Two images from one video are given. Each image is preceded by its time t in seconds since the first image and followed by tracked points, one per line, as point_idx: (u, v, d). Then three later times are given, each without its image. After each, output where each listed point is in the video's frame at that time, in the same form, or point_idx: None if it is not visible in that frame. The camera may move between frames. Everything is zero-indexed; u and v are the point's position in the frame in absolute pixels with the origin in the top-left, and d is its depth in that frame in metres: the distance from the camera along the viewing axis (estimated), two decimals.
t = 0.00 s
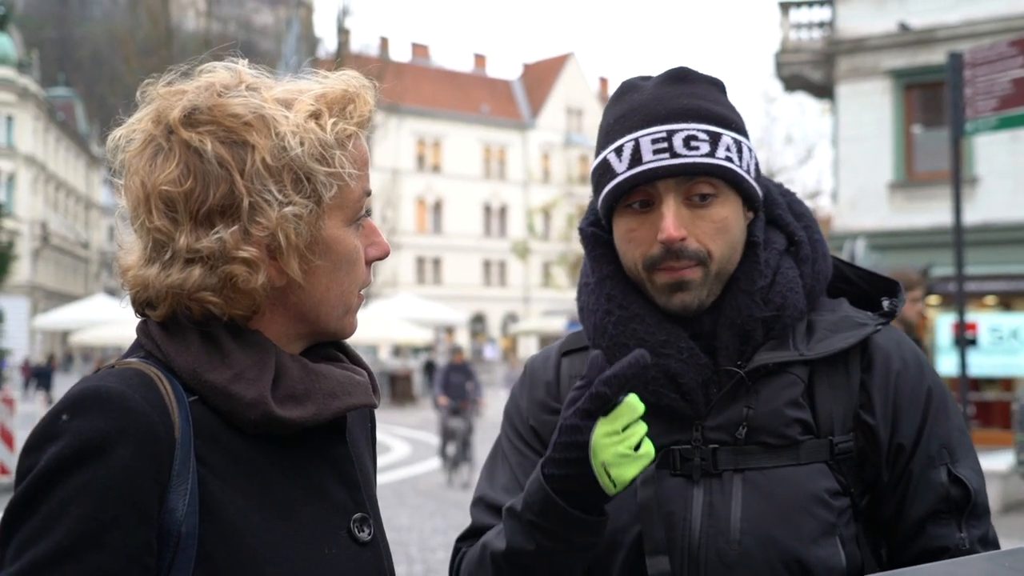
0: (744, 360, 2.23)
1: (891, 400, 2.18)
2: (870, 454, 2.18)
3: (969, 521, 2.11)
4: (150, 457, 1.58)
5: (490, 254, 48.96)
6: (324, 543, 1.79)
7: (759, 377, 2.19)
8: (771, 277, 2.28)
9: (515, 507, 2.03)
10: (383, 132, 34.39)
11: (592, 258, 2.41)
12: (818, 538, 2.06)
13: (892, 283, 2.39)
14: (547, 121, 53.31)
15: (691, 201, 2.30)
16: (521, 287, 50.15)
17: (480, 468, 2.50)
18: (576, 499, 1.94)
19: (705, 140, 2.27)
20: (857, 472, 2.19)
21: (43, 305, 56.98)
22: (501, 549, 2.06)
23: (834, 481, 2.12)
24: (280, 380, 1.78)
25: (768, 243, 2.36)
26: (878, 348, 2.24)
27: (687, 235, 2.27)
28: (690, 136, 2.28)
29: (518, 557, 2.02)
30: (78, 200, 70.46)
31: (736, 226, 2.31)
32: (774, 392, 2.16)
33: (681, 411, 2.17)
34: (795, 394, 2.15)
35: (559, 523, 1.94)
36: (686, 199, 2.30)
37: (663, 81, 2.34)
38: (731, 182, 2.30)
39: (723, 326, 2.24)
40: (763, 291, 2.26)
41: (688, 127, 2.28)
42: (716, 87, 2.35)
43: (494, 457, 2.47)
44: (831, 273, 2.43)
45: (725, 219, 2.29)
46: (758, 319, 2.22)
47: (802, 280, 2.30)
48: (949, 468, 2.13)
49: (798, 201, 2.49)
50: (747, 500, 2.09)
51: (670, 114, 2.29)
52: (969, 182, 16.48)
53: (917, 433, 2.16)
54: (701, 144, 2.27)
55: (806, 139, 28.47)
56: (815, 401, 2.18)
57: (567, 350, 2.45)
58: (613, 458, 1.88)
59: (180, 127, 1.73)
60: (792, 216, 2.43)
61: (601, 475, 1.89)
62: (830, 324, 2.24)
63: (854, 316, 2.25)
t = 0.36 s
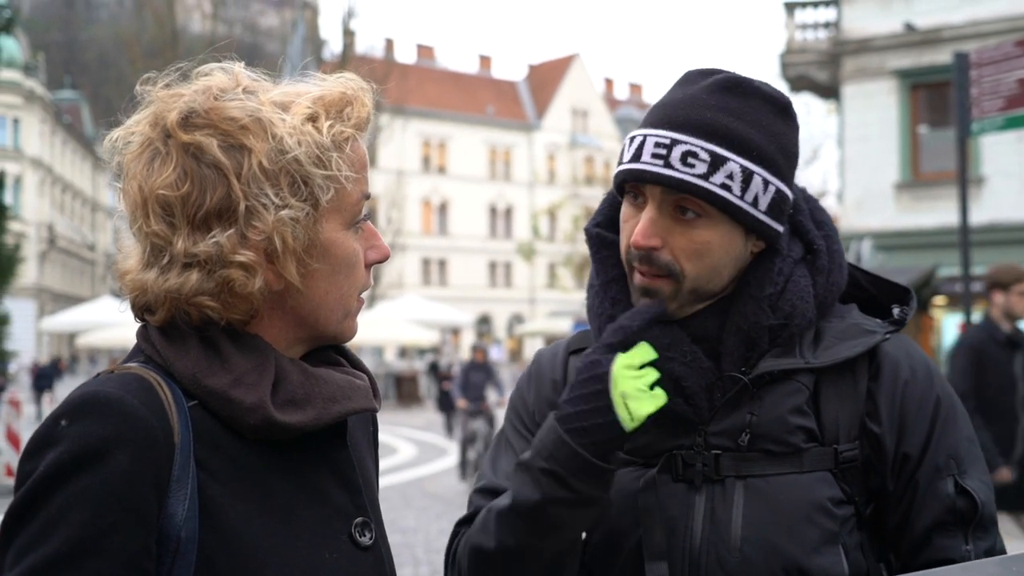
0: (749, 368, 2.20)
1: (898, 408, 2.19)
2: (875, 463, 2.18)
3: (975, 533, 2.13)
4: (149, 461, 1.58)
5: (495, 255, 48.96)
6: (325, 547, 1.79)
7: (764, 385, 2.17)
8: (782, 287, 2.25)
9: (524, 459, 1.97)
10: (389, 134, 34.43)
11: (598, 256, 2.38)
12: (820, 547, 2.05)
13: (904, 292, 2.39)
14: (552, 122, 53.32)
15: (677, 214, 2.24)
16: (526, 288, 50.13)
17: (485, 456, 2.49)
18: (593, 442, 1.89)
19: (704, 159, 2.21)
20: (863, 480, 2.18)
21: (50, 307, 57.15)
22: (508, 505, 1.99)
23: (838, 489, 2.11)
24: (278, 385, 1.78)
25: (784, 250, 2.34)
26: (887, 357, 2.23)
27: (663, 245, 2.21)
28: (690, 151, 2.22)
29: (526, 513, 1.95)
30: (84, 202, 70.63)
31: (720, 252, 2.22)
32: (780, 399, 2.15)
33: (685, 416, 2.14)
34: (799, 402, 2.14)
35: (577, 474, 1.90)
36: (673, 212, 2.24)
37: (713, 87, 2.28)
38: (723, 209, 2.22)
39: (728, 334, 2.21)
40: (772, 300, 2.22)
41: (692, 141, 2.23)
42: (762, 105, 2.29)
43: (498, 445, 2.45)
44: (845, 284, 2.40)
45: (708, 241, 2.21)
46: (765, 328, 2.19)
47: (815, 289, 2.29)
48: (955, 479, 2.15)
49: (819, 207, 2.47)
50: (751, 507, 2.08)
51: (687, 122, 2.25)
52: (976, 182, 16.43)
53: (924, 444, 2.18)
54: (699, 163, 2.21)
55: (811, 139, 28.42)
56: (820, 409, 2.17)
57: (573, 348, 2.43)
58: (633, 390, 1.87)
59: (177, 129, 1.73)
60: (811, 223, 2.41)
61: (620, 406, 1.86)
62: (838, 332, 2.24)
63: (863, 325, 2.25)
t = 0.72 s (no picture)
0: (758, 370, 2.20)
1: (907, 415, 2.18)
2: (882, 469, 2.16)
3: (981, 543, 2.11)
4: (145, 467, 1.58)
5: (498, 257, 48.98)
6: (322, 552, 1.79)
7: (772, 387, 2.16)
8: (793, 288, 2.24)
9: (539, 477, 2.04)
10: (391, 136, 34.47)
11: (609, 254, 2.38)
12: (823, 554, 2.04)
13: (917, 300, 2.37)
14: (554, 124, 53.32)
15: (686, 205, 2.24)
16: (530, 289, 50.10)
17: (495, 452, 2.49)
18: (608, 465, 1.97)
19: (710, 150, 2.21)
20: (868, 487, 2.17)
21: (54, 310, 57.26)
22: (521, 520, 2.05)
23: (843, 495, 2.10)
24: (275, 389, 1.78)
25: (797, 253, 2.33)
26: (896, 364, 2.22)
27: (673, 238, 2.21)
28: (696, 142, 2.22)
29: (543, 527, 2.01)
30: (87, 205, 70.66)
31: (729, 246, 2.23)
32: (788, 403, 2.14)
33: (691, 416, 2.14)
34: (807, 406, 2.13)
35: (594, 493, 1.97)
36: (682, 205, 2.24)
37: (720, 83, 2.27)
38: (735, 202, 2.22)
39: (736, 333, 2.21)
40: (784, 302, 2.23)
41: (700, 133, 2.23)
42: (773, 99, 2.28)
43: (509, 442, 2.46)
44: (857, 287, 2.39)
45: (718, 233, 2.22)
46: (776, 329, 2.19)
47: (826, 293, 2.28)
48: (962, 488, 2.13)
49: (835, 212, 2.45)
50: (756, 510, 2.07)
51: (696, 116, 2.24)
52: (978, 181, 16.41)
53: (932, 453, 2.17)
54: (706, 154, 2.21)
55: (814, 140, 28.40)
56: (828, 413, 2.16)
57: (582, 347, 2.43)
58: (644, 412, 1.97)
59: (171, 133, 1.72)
60: (825, 226, 2.40)
61: (633, 430, 1.95)
62: (848, 337, 2.23)
63: (874, 331, 2.24)
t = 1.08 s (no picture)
0: (745, 366, 2.19)
1: (895, 411, 2.17)
2: (871, 465, 2.16)
3: (971, 538, 2.11)
4: (132, 467, 1.57)
5: (492, 256, 48.96)
6: (313, 552, 1.78)
7: (760, 384, 2.16)
8: (780, 284, 2.24)
9: (526, 476, 2.04)
10: (385, 136, 34.45)
11: (596, 253, 2.38)
12: (812, 549, 2.04)
13: (905, 295, 2.37)
14: (548, 123, 53.33)
15: (673, 204, 2.24)
16: (524, 288, 50.05)
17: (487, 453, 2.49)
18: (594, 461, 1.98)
19: (697, 149, 2.21)
20: (857, 482, 2.16)
21: (47, 310, 57.09)
22: (510, 520, 2.05)
23: (832, 490, 2.10)
24: (265, 389, 1.77)
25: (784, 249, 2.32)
26: (884, 359, 2.21)
27: (660, 237, 2.22)
28: (683, 141, 2.22)
29: (532, 526, 2.01)
30: (79, 206, 70.44)
31: (718, 243, 2.23)
32: (774, 400, 2.13)
33: (679, 413, 2.14)
34: (795, 402, 2.13)
35: (582, 490, 1.97)
36: (670, 203, 2.24)
37: (706, 80, 2.27)
38: (721, 200, 2.22)
39: (723, 330, 2.20)
40: (770, 297, 2.22)
41: (685, 131, 2.23)
42: (758, 97, 2.27)
43: (500, 446, 2.45)
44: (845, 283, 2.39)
45: (705, 231, 2.22)
46: (762, 325, 2.18)
47: (813, 289, 2.28)
48: (952, 483, 2.13)
49: (821, 209, 2.44)
50: (746, 507, 2.07)
51: (681, 114, 2.24)
52: (971, 179, 16.45)
53: (920, 448, 2.16)
54: (692, 152, 2.21)
55: (807, 138, 28.42)
56: (816, 409, 2.16)
57: (571, 347, 2.43)
58: (629, 409, 1.99)
59: (159, 133, 1.72)
60: (812, 223, 2.40)
61: (618, 427, 1.97)
62: (835, 333, 2.22)
63: (862, 326, 2.23)
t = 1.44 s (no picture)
0: (740, 366, 2.19)
1: (891, 408, 2.16)
2: (868, 463, 2.15)
3: (969, 535, 2.08)
4: (133, 469, 1.56)
5: (491, 256, 48.98)
6: (317, 552, 1.78)
7: (755, 384, 2.16)
8: (773, 283, 2.24)
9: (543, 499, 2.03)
10: (383, 136, 34.41)
11: (589, 256, 2.38)
12: (810, 549, 2.03)
13: (900, 291, 2.35)
14: (546, 123, 53.34)
15: (705, 201, 2.25)
16: (522, 288, 50.01)
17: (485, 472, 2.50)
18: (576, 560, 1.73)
19: (723, 139, 2.22)
20: (855, 481, 2.15)
21: (46, 311, 57.12)
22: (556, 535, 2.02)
23: (829, 489, 2.09)
24: (267, 389, 1.77)
25: (775, 248, 2.32)
26: (879, 356, 2.20)
27: (700, 235, 2.21)
28: (708, 133, 2.22)
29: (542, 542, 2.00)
30: (78, 207, 70.41)
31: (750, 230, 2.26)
32: (768, 400, 2.13)
33: (674, 414, 2.14)
34: (790, 402, 2.12)
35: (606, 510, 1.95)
36: (702, 202, 2.25)
37: (680, 76, 2.29)
38: (750, 186, 2.25)
39: (721, 330, 2.20)
40: (764, 297, 2.22)
41: (708, 124, 2.23)
42: (734, 87, 2.30)
43: (496, 462, 2.46)
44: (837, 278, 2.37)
45: (742, 221, 2.24)
46: (756, 324, 2.18)
47: (806, 286, 2.26)
48: (949, 480, 2.11)
49: (808, 205, 2.43)
50: (742, 509, 2.07)
51: (694, 110, 2.24)
52: (969, 178, 16.47)
53: (917, 445, 2.14)
54: (719, 142, 2.22)
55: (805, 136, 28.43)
56: (813, 408, 2.14)
57: (567, 352, 2.43)
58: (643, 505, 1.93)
59: (159, 131, 1.71)
60: (800, 220, 2.38)
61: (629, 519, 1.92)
62: (831, 331, 2.20)
63: (857, 324, 2.21)
